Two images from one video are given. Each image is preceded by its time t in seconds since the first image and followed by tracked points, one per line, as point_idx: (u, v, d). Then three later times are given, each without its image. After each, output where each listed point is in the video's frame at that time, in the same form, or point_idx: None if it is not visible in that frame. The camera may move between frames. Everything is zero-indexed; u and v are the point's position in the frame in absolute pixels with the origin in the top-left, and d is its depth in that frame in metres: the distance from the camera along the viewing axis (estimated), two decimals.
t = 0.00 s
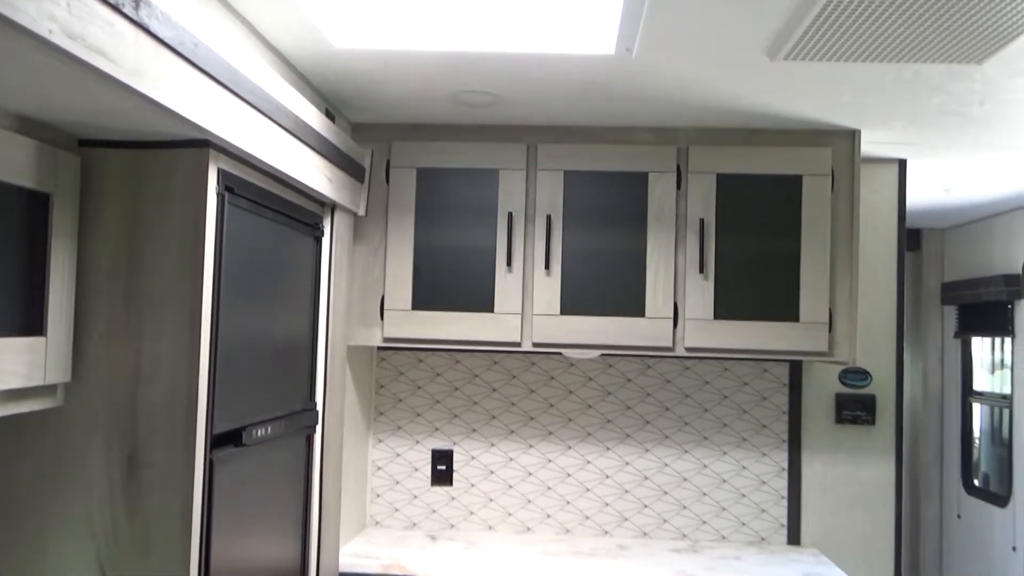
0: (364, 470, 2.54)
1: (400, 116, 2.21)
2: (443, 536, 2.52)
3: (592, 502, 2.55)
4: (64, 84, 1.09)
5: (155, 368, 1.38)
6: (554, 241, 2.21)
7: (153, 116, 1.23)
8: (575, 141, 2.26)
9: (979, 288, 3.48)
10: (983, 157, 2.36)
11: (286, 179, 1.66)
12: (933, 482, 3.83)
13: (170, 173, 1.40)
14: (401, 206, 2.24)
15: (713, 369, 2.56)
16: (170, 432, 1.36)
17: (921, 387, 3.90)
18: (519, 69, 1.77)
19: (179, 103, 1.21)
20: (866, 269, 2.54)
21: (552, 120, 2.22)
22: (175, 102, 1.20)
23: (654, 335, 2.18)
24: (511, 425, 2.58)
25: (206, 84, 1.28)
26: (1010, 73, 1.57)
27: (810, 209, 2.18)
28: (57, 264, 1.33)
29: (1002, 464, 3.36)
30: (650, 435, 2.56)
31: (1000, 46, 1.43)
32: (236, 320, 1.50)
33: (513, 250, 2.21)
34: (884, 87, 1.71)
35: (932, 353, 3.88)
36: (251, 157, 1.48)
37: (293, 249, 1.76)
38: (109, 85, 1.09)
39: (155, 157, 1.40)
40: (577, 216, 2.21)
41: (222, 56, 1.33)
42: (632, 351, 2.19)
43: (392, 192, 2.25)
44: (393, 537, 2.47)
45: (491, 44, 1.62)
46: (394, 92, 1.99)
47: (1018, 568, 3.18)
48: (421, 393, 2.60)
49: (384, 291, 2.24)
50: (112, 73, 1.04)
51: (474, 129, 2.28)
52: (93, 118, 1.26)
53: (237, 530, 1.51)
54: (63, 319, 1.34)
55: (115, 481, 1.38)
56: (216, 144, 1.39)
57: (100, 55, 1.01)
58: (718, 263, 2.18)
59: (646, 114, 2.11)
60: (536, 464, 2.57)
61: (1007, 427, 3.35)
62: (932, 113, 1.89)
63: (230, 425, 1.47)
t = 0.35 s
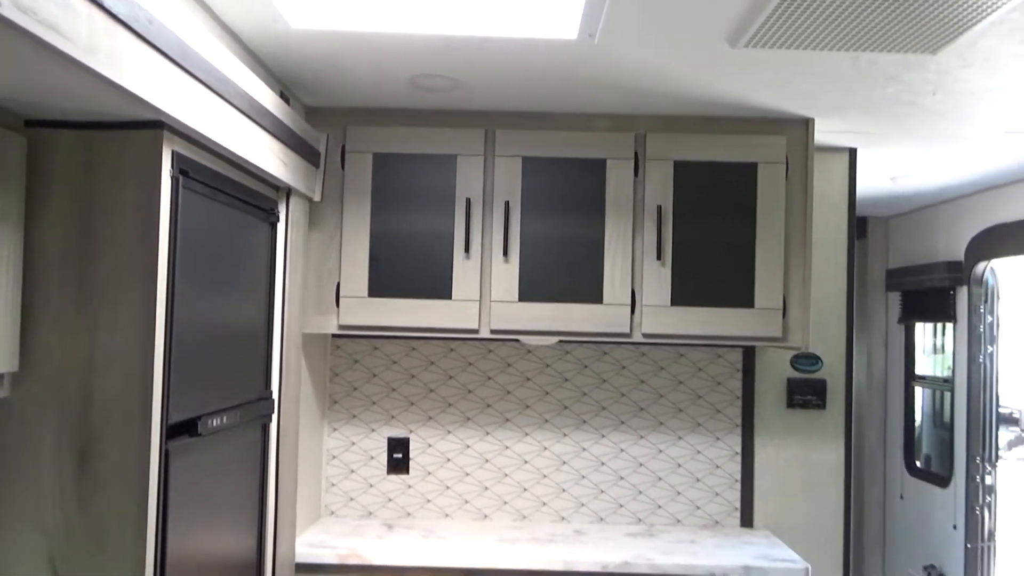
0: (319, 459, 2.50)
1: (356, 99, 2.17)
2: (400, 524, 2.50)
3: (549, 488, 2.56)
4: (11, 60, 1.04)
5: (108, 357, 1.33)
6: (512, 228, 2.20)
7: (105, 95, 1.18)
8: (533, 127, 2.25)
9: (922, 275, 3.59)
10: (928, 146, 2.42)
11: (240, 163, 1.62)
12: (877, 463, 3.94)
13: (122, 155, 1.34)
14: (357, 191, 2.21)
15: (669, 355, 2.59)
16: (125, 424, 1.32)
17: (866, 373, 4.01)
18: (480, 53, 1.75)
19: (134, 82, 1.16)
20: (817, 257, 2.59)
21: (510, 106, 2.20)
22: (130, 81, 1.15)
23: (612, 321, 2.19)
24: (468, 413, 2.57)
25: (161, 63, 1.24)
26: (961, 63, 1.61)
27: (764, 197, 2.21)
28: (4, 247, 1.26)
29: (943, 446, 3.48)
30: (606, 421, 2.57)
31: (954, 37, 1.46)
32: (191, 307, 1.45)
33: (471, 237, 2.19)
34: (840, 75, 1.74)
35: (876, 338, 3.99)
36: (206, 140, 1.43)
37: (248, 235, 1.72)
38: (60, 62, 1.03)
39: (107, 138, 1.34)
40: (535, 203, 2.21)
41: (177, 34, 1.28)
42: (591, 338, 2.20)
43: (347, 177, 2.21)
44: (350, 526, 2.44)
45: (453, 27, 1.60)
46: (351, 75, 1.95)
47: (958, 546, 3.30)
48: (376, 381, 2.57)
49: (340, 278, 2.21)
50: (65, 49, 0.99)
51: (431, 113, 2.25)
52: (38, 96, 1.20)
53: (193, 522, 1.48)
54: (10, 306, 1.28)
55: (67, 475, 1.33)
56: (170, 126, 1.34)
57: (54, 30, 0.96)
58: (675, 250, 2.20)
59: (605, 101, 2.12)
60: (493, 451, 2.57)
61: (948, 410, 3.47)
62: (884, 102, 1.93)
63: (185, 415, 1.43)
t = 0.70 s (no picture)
0: (277, 450, 2.47)
1: (317, 85, 2.14)
2: (358, 515, 2.48)
3: (509, 478, 2.57)
4: None
5: (64, 347, 1.29)
6: (475, 218, 2.19)
7: (64, 77, 1.14)
8: (496, 117, 2.24)
9: (872, 269, 3.68)
10: (883, 142, 2.48)
11: (200, 148, 1.58)
12: (826, 452, 4.04)
13: (79, 139, 1.30)
14: (318, 179, 2.18)
15: (628, 347, 2.61)
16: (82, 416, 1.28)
17: (817, 363, 4.10)
18: (447, 41, 1.74)
19: (96, 64, 1.12)
20: (774, 250, 2.64)
21: (474, 96, 2.19)
22: (92, 63, 1.11)
23: (574, 312, 2.20)
24: (428, 403, 2.56)
25: (123, 45, 1.20)
26: (920, 62, 1.65)
27: (725, 191, 2.24)
28: None
29: (891, 435, 3.58)
30: (566, 412, 2.59)
31: (914, 36, 1.49)
32: (150, 296, 1.42)
33: (434, 226, 2.18)
34: (803, 71, 1.76)
35: (828, 330, 4.08)
36: (167, 124, 1.39)
37: (207, 222, 1.68)
38: (19, 42, 1.00)
39: (67, 121, 1.30)
40: (498, 193, 2.20)
41: (139, 15, 1.24)
42: (553, 329, 2.21)
43: (308, 165, 2.18)
44: (308, 518, 2.42)
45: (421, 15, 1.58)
46: (314, 61, 1.92)
47: (904, 533, 3.40)
48: (335, 371, 2.55)
49: (300, 267, 2.18)
50: (27, 28, 0.95)
51: (394, 102, 2.23)
52: None
53: (152, 515, 1.44)
54: None
55: (20, 468, 1.29)
56: (131, 110, 1.30)
57: (15, 8, 0.93)
58: (637, 242, 2.22)
59: (570, 92, 2.12)
60: (453, 442, 2.56)
61: (895, 401, 3.57)
62: (843, 99, 1.97)
63: (144, 406, 1.40)
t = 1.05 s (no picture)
0: (234, 442, 2.44)
1: (278, 72, 2.10)
2: (318, 506, 2.46)
3: (470, 468, 2.57)
4: None
5: (19, 337, 1.25)
6: (439, 207, 2.18)
7: (22, 57, 1.10)
8: (460, 106, 2.23)
9: (827, 260, 3.76)
10: (839, 136, 2.53)
11: (160, 134, 1.54)
12: (780, 440, 4.12)
13: (34, 122, 1.25)
14: (279, 167, 2.14)
15: (589, 337, 2.63)
16: (39, 407, 1.24)
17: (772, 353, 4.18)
18: (413, 28, 1.72)
19: (56, 44, 1.08)
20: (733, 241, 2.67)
21: (439, 84, 2.17)
22: (52, 43, 1.08)
23: (537, 303, 2.21)
24: (389, 393, 2.55)
25: (83, 25, 1.16)
26: (879, 56, 1.68)
27: (687, 182, 2.26)
28: None
29: (843, 423, 3.68)
30: (528, 402, 2.60)
31: (874, 32, 1.53)
32: (109, 285, 1.38)
33: (397, 216, 2.16)
34: (765, 64, 1.79)
35: (783, 320, 4.16)
36: (128, 108, 1.35)
37: (166, 209, 1.64)
38: None
39: (22, 104, 1.26)
40: (462, 183, 2.19)
41: None
42: (516, 319, 2.21)
43: (269, 152, 2.14)
44: (267, 509, 2.39)
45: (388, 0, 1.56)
46: (276, 46, 1.88)
47: (855, 518, 3.50)
48: (295, 361, 2.51)
49: (260, 256, 2.14)
50: None
51: (357, 89, 2.20)
52: None
53: (111, 508, 1.41)
54: None
55: None
56: (91, 93, 1.26)
57: None
58: (600, 232, 2.23)
59: (534, 82, 2.11)
60: (414, 432, 2.55)
61: (848, 389, 3.66)
62: (804, 92, 2.00)
63: (103, 397, 1.36)
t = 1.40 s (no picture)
0: (194, 437, 2.40)
1: (237, 61, 2.06)
2: (280, 501, 2.44)
3: (434, 461, 2.57)
4: None
5: None
6: (402, 199, 2.16)
7: None
8: (424, 97, 2.22)
9: (784, 252, 3.83)
10: (797, 129, 2.57)
11: (118, 122, 1.50)
12: (738, 429, 4.20)
13: None
14: (239, 157, 2.11)
15: (552, 328, 2.64)
16: None
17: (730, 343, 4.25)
18: (378, 18, 1.70)
19: (13, 29, 1.05)
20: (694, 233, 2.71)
21: (401, 74, 2.15)
22: (9, 27, 1.04)
23: (501, 295, 2.21)
24: (351, 386, 2.53)
25: (41, 10, 1.13)
26: (839, 51, 1.71)
27: (650, 174, 2.28)
28: None
29: (799, 412, 3.76)
30: (491, 393, 2.60)
31: (834, 26, 1.56)
32: (66, 277, 1.34)
33: (359, 207, 2.14)
34: (728, 57, 1.81)
35: (741, 311, 4.23)
36: (86, 96, 1.32)
37: (125, 200, 1.60)
38: None
39: None
40: (425, 175, 2.18)
41: None
42: (480, 311, 2.21)
43: (228, 143, 2.11)
44: (228, 505, 2.36)
45: None
46: (236, 35, 1.85)
47: (811, 505, 3.57)
48: (256, 355, 2.48)
49: (220, 248, 2.11)
50: None
51: (318, 79, 2.17)
52: None
53: (70, 506, 1.38)
54: None
55: None
56: (48, 80, 1.23)
57: None
58: (563, 224, 2.24)
59: (498, 73, 2.11)
60: (377, 425, 2.54)
61: (804, 379, 3.74)
62: (764, 85, 2.03)
63: (62, 393, 1.32)
